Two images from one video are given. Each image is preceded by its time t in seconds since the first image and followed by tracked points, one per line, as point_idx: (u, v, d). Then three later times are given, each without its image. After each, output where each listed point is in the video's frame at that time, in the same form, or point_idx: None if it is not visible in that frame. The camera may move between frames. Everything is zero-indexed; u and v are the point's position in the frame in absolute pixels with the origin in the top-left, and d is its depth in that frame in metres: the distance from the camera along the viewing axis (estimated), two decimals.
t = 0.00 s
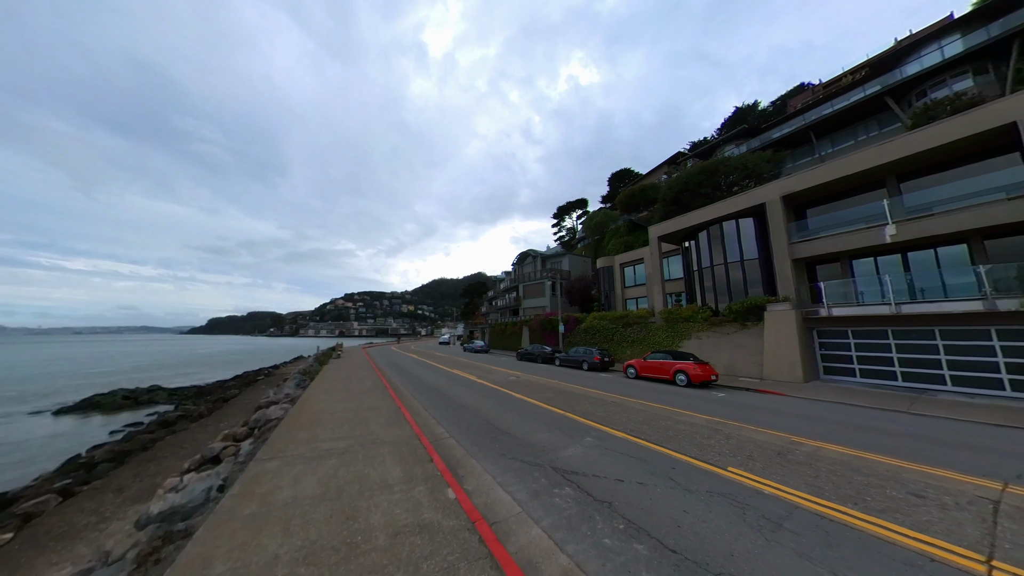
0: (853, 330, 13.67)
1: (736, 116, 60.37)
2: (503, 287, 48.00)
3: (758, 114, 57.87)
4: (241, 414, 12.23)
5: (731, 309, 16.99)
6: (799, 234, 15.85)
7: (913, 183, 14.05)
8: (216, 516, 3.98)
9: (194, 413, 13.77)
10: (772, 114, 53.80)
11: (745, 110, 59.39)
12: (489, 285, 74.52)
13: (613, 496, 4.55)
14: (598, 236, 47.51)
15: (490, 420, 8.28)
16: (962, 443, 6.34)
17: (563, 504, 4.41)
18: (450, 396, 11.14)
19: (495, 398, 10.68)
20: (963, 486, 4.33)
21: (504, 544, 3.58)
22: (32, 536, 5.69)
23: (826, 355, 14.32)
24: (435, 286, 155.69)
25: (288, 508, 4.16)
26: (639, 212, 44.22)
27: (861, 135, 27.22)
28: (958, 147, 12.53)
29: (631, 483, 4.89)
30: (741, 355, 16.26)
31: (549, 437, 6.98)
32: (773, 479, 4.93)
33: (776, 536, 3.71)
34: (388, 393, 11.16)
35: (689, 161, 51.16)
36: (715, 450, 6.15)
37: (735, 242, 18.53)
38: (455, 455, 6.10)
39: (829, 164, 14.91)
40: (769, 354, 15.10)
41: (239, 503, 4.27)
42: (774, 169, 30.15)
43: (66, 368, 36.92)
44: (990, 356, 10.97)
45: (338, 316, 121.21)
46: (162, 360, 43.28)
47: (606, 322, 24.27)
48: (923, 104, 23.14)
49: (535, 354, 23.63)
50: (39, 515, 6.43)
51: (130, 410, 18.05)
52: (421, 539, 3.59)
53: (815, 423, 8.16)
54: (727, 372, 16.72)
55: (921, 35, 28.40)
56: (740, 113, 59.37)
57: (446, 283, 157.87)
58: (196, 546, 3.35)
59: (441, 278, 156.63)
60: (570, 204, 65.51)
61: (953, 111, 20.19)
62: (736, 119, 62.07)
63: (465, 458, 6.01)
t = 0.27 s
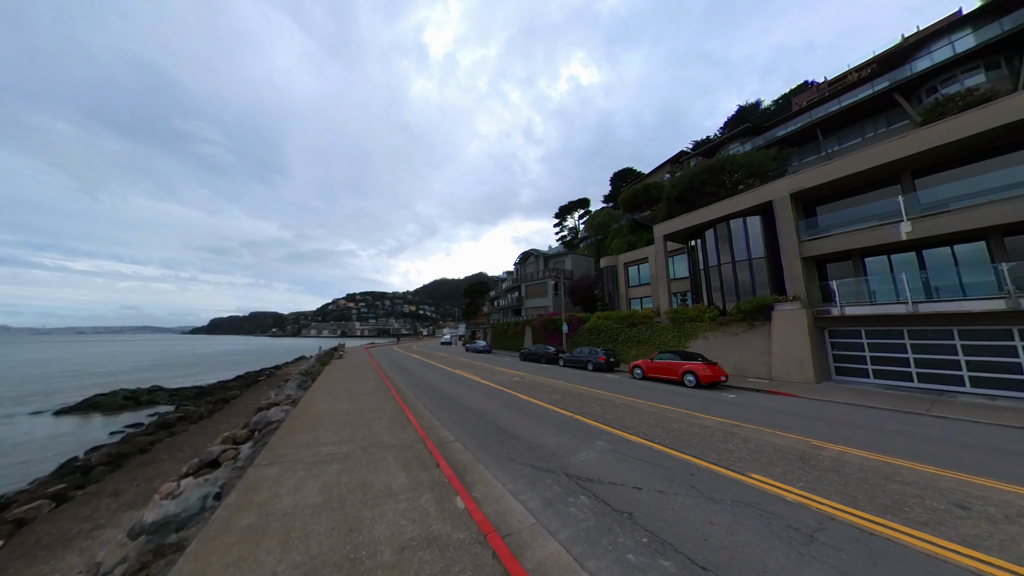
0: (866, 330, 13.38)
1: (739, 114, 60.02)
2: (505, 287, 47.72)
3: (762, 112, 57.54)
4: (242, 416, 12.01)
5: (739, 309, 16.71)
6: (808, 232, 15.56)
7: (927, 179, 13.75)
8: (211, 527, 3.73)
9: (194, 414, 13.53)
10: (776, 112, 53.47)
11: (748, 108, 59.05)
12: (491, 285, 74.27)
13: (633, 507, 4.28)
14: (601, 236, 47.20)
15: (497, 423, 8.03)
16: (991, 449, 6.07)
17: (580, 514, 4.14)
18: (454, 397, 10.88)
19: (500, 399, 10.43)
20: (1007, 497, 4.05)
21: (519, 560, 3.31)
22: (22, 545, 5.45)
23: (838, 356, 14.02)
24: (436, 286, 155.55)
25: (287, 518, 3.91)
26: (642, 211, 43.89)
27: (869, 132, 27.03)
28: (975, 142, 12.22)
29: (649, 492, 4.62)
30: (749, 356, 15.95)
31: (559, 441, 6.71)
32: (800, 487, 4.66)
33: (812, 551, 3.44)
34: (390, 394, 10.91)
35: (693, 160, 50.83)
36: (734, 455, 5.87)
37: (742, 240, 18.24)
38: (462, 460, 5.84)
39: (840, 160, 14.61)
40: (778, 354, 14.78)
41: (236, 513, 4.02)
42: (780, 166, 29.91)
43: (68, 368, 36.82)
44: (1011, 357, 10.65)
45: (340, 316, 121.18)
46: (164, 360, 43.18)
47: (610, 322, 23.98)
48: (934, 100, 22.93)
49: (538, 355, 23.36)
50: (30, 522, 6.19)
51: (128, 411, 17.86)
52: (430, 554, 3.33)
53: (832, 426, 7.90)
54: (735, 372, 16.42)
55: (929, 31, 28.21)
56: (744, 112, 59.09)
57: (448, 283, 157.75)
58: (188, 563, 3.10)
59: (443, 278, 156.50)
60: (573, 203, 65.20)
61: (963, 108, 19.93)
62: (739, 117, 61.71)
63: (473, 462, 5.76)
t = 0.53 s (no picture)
0: (881, 330, 13.10)
1: (742, 113, 59.76)
2: (508, 287, 47.47)
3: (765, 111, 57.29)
4: (243, 418, 11.77)
5: (747, 309, 16.46)
6: (818, 230, 15.31)
7: (943, 176, 13.45)
8: (206, 541, 3.48)
9: (194, 415, 13.30)
10: (779, 111, 53.26)
11: (751, 107, 58.78)
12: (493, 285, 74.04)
13: (656, 519, 4.00)
14: (604, 235, 46.88)
15: (505, 426, 7.76)
16: None
17: (600, 526, 3.87)
18: (459, 399, 10.64)
19: (506, 401, 10.18)
20: None
21: None
22: (11, 555, 5.21)
23: (851, 356, 13.73)
24: (438, 286, 155.44)
25: (287, 532, 3.64)
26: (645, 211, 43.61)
27: (877, 129, 26.97)
28: (993, 136, 11.92)
29: (673, 503, 4.33)
30: (758, 357, 15.66)
31: (571, 446, 6.45)
32: (832, 497, 4.38)
33: (858, 570, 3.16)
34: (394, 395, 10.66)
35: (696, 158, 50.57)
36: (756, 460, 5.60)
37: (751, 239, 17.96)
38: (471, 466, 5.58)
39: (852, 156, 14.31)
40: (789, 355, 14.49)
41: (233, 526, 3.77)
42: (787, 164, 29.68)
43: (69, 368, 36.65)
44: None
45: (341, 316, 121.09)
46: (166, 360, 43.04)
47: (614, 322, 23.72)
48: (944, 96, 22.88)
49: (542, 355, 23.09)
50: (22, 529, 5.95)
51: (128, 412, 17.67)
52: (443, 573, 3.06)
53: (853, 429, 7.63)
54: (744, 373, 16.14)
55: (937, 27, 28.15)
56: (748, 110, 58.84)
57: (450, 283, 157.57)
58: None
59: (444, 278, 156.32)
60: (575, 202, 64.88)
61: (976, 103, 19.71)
62: (742, 116, 61.48)
63: (482, 468, 5.50)
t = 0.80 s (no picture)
0: (897, 330, 12.86)
1: (746, 112, 59.47)
2: (509, 286, 47.15)
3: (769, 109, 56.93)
4: (242, 420, 11.48)
5: (757, 308, 16.19)
6: (831, 228, 15.05)
7: (961, 171, 13.13)
8: (197, 561, 3.18)
9: (194, 416, 13.01)
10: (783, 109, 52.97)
11: (755, 106, 58.41)
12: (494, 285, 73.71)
13: (684, 534, 3.73)
14: (606, 235, 46.46)
15: (514, 430, 7.47)
16: None
17: (626, 543, 3.56)
18: (464, 401, 10.35)
19: (513, 403, 9.89)
20: None
21: None
22: None
23: (865, 357, 13.46)
24: (439, 286, 155.20)
25: (285, 550, 3.35)
26: (648, 210, 43.24)
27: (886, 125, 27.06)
28: (1014, 130, 11.59)
29: (699, 517, 4.04)
30: (769, 357, 15.44)
31: (584, 452, 6.16)
32: (873, 509, 4.06)
33: None
34: (397, 397, 10.38)
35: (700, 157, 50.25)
36: (782, 468, 5.30)
37: (760, 237, 17.68)
38: (481, 474, 5.28)
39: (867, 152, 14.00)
40: (801, 356, 14.28)
41: (227, 542, 3.47)
42: (793, 162, 29.46)
43: (67, 368, 36.28)
44: None
45: (343, 316, 120.88)
46: (166, 360, 42.71)
47: (619, 322, 23.40)
48: (956, 92, 22.96)
49: (546, 355, 22.78)
50: (8, 540, 5.66)
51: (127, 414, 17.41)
52: None
53: (876, 433, 7.33)
54: (754, 374, 15.89)
55: (946, 24, 28.31)
56: (751, 109, 58.65)
57: (451, 283, 157.32)
58: None
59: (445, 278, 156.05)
60: (577, 202, 64.51)
61: (989, 100, 19.61)
62: (745, 115, 61.16)
63: (493, 476, 5.22)
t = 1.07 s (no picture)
0: (910, 329, 12.60)
1: (748, 111, 59.21)
2: (511, 286, 46.85)
3: (772, 108, 56.72)
4: (242, 421, 11.22)
5: (764, 308, 15.92)
6: (840, 226, 14.79)
7: (978, 167, 12.91)
8: None
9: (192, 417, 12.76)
10: (786, 107, 52.83)
11: (758, 104, 58.14)
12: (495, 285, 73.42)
13: (709, 547, 3.47)
14: (608, 234, 46.07)
15: (521, 433, 7.22)
16: None
17: (648, 558, 3.31)
18: (467, 402, 10.11)
19: (517, 404, 9.63)
20: None
21: None
22: None
23: (877, 357, 13.23)
24: (440, 286, 154.98)
25: (281, 565, 3.11)
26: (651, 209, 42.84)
27: (892, 122, 27.45)
28: None
29: (724, 527, 3.79)
30: (778, 357, 15.19)
31: (595, 456, 5.90)
32: (910, 520, 3.79)
33: None
34: (399, 398, 10.14)
35: (702, 156, 49.95)
36: (806, 474, 5.04)
37: (767, 236, 17.41)
38: (489, 480, 5.04)
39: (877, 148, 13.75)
40: (811, 355, 14.02)
41: (219, 556, 3.22)
42: (799, 160, 29.30)
43: (67, 368, 36.04)
44: None
45: (344, 316, 120.79)
46: (166, 360, 42.47)
47: (622, 322, 23.14)
48: (966, 87, 23.22)
49: (549, 355, 22.51)
50: None
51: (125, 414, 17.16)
52: None
53: (896, 436, 7.08)
54: (762, 374, 15.66)
55: (951, 20, 28.49)
56: (753, 108, 58.51)
57: (451, 283, 157.17)
58: None
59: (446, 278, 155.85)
60: (578, 201, 64.24)
61: (999, 96, 19.74)
62: (748, 114, 60.93)
63: (502, 483, 4.95)
